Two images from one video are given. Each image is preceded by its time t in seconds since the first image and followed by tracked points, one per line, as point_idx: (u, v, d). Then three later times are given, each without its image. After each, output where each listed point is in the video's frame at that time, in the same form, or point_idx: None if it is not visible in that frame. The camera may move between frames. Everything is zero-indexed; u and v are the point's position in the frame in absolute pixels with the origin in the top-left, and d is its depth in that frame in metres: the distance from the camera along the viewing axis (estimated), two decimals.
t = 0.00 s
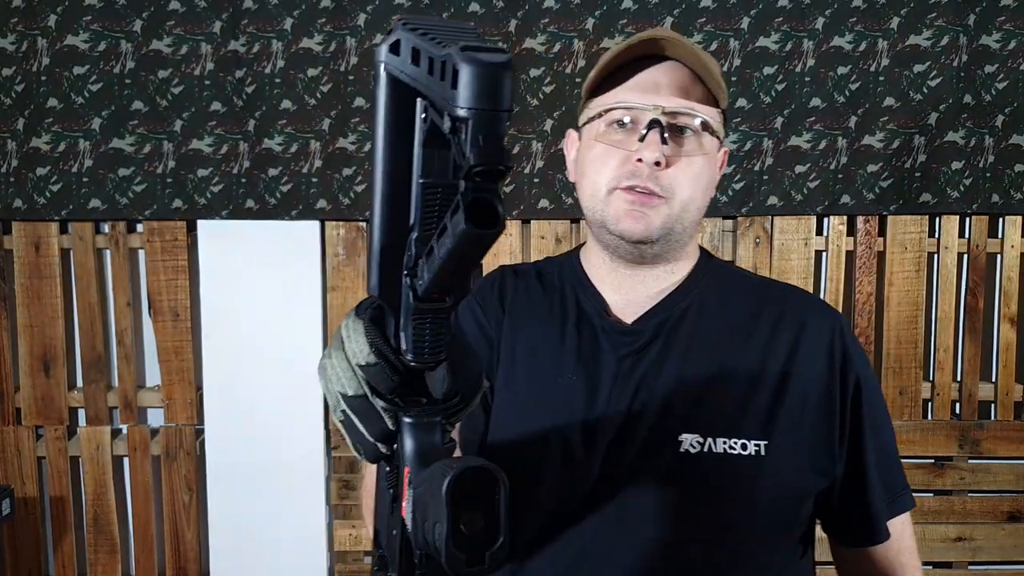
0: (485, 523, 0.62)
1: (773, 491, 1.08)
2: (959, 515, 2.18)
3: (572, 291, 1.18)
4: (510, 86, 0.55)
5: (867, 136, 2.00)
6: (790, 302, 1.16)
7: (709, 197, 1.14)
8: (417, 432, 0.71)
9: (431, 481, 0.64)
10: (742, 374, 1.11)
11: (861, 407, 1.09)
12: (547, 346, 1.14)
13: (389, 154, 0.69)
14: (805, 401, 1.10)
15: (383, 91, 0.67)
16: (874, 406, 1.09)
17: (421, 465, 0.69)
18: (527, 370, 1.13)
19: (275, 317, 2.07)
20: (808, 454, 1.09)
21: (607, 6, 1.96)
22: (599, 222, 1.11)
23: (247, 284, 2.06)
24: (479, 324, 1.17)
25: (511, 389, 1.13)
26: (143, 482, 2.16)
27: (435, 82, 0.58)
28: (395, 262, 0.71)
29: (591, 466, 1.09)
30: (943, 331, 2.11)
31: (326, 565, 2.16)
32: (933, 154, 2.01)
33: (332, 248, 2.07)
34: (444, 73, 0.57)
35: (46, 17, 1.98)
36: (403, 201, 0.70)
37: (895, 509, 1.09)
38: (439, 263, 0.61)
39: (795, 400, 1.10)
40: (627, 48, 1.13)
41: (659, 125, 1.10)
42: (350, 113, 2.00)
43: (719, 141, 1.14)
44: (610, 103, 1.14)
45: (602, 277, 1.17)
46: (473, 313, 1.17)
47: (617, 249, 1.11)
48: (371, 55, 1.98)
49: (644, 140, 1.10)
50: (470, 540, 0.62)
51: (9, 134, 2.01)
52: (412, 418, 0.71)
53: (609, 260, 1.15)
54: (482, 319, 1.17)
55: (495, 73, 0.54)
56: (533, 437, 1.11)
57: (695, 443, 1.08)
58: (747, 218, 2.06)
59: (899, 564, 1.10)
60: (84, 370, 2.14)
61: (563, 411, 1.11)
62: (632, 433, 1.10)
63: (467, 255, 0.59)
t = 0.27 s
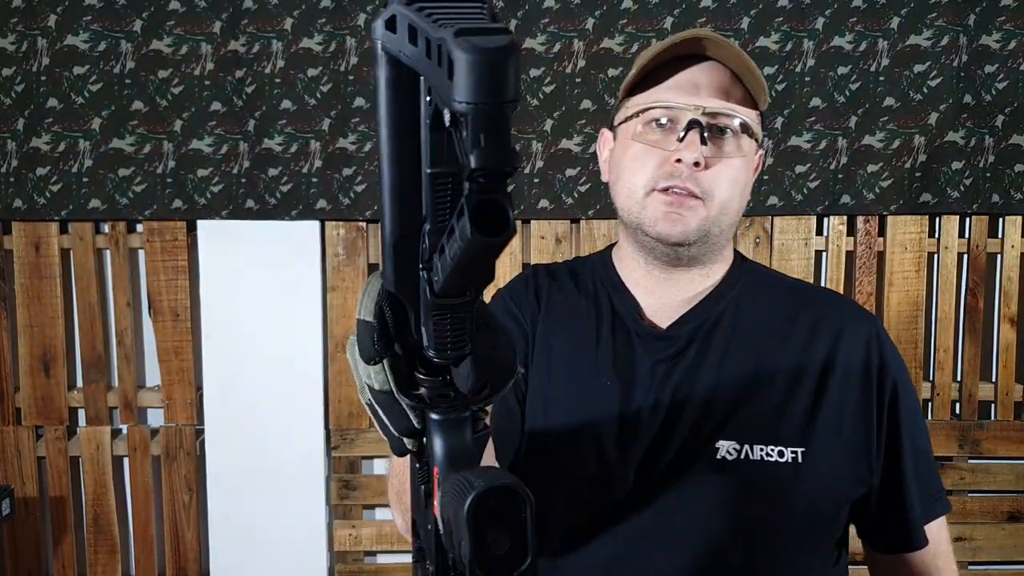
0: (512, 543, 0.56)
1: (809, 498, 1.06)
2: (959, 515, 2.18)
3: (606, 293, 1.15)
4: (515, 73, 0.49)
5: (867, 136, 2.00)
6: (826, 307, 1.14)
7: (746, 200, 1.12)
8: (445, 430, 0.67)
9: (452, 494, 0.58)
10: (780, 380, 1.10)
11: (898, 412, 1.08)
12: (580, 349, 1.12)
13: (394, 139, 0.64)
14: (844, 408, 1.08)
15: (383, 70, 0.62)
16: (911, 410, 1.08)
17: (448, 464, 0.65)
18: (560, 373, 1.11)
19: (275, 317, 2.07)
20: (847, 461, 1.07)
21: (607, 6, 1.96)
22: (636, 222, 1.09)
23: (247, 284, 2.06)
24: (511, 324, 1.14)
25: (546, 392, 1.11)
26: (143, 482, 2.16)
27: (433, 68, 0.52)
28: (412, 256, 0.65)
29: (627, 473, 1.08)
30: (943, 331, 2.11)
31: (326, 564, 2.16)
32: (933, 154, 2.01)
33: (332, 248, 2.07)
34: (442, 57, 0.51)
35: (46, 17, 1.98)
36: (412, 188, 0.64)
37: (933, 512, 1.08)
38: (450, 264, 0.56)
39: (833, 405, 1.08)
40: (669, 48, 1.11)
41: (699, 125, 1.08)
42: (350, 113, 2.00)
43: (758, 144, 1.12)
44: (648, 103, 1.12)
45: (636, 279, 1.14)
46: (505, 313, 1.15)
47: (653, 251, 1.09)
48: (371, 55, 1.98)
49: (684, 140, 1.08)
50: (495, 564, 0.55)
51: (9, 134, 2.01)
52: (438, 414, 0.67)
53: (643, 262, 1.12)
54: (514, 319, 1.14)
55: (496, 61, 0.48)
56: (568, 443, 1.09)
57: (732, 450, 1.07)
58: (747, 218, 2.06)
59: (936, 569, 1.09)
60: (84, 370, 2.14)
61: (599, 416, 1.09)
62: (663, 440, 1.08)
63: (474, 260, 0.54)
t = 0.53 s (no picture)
0: (543, 543, 0.56)
1: (831, 500, 1.06)
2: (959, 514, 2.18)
3: (625, 293, 1.15)
4: (548, 67, 0.50)
5: (867, 136, 2.00)
6: (846, 308, 1.14)
7: (765, 199, 1.12)
8: (472, 425, 0.67)
9: (481, 495, 0.58)
10: (800, 382, 1.09)
11: (919, 414, 1.09)
12: (601, 349, 1.11)
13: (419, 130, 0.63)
14: (865, 409, 1.08)
15: (407, 58, 0.61)
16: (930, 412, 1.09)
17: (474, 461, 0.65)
18: (581, 373, 1.11)
19: (275, 317, 2.07)
20: (869, 461, 1.07)
21: (607, 6, 1.96)
22: (655, 220, 1.08)
23: (247, 284, 2.06)
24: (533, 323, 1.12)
25: (567, 394, 1.10)
26: (143, 482, 2.16)
27: (462, 59, 0.52)
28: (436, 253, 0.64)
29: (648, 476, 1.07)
30: (943, 331, 2.11)
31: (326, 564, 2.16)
32: (933, 154, 2.01)
33: (332, 248, 2.07)
34: (471, 50, 0.51)
35: (46, 17, 1.98)
36: (438, 182, 0.63)
37: (950, 514, 1.09)
38: (479, 262, 0.57)
39: (854, 407, 1.08)
40: (690, 47, 1.11)
41: (719, 124, 1.08)
42: (350, 113, 2.00)
43: (777, 143, 1.13)
44: (667, 102, 1.11)
45: (656, 280, 1.14)
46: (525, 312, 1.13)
47: (672, 249, 1.08)
48: (371, 55, 1.98)
49: (704, 138, 1.08)
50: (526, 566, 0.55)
51: (8, 134, 2.01)
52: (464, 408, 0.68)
53: (662, 262, 1.12)
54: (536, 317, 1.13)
55: (529, 57, 0.48)
56: (590, 445, 1.08)
57: (756, 453, 1.07)
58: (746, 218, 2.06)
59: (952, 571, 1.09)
60: (84, 370, 2.13)
61: (621, 417, 1.08)
62: (686, 442, 1.08)
63: (503, 259, 0.55)
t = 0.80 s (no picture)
0: (553, 537, 0.56)
1: (835, 501, 1.06)
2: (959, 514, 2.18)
3: (629, 293, 1.15)
4: (564, 58, 0.50)
5: (867, 136, 2.00)
6: (849, 307, 1.14)
7: (770, 198, 1.13)
8: (479, 422, 0.67)
9: (493, 487, 0.58)
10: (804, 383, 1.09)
11: (921, 414, 1.09)
12: (605, 348, 1.11)
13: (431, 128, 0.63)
14: (869, 409, 1.08)
15: (420, 56, 0.62)
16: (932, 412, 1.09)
17: (482, 456, 0.65)
18: (585, 372, 1.11)
19: (275, 317, 2.07)
20: (873, 461, 1.07)
21: (607, 6, 1.96)
22: (660, 220, 1.08)
23: (246, 284, 2.06)
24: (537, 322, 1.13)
25: (570, 394, 1.10)
26: (143, 482, 2.16)
27: (478, 52, 0.53)
28: (447, 248, 0.64)
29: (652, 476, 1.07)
30: (943, 331, 2.11)
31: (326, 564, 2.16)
32: (933, 154, 2.01)
33: (332, 248, 2.07)
34: (487, 41, 0.51)
35: (46, 17, 1.98)
36: (450, 178, 0.64)
37: (952, 515, 1.09)
38: (492, 255, 0.56)
39: (858, 406, 1.08)
40: (697, 43, 1.11)
41: (726, 121, 1.08)
42: (350, 113, 2.00)
43: (782, 141, 1.13)
44: (672, 98, 1.11)
45: (659, 280, 1.14)
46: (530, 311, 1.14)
47: (677, 248, 1.08)
48: (371, 55, 1.98)
49: (710, 135, 1.08)
50: (538, 559, 0.55)
51: (8, 134, 2.01)
52: (472, 405, 0.68)
53: (665, 262, 1.12)
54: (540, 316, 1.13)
55: (545, 46, 0.49)
56: (594, 446, 1.08)
57: (761, 454, 1.07)
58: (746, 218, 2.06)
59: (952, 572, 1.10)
60: (84, 370, 2.13)
61: (625, 417, 1.08)
62: (690, 442, 1.08)
63: (517, 251, 0.54)
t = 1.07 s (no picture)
0: (557, 534, 0.56)
1: (835, 500, 1.06)
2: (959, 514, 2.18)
3: (628, 292, 1.15)
4: (577, 59, 0.50)
5: (867, 136, 2.00)
6: (849, 308, 1.14)
7: (773, 199, 1.13)
8: (480, 420, 0.67)
9: (497, 482, 0.58)
10: (803, 383, 1.09)
11: (921, 414, 1.09)
12: (605, 348, 1.11)
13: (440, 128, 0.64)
14: (869, 409, 1.08)
15: (432, 57, 0.62)
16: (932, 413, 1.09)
17: (485, 454, 0.65)
18: (586, 372, 1.11)
19: (275, 316, 2.07)
20: (872, 461, 1.08)
21: (607, 6, 1.96)
22: (663, 216, 1.08)
23: (246, 284, 2.06)
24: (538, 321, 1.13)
25: (569, 393, 1.10)
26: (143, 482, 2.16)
27: (491, 54, 0.53)
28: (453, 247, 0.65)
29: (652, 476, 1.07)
30: (944, 331, 2.11)
31: (326, 565, 2.16)
32: (933, 154, 2.01)
33: (332, 248, 2.07)
34: (500, 42, 0.52)
35: (46, 17, 1.98)
36: (458, 177, 0.64)
37: (951, 516, 1.09)
38: (499, 255, 0.56)
39: (858, 406, 1.08)
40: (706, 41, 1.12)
41: (733, 118, 1.08)
42: (350, 113, 2.00)
43: (787, 142, 1.13)
44: (680, 95, 1.12)
45: (661, 278, 1.13)
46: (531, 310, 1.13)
47: (680, 246, 1.08)
48: (371, 55, 1.98)
49: (717, 132, 1.08)
50: (540, 555, 0.56)
51: (8, 134, 2.01)
52: (475, 402, 0.68)
53: (666, 261, 1.12)
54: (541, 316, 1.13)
55: (559, 48, 0.49)
56: (594, 446, 1.08)
57: (760, 454, 1.07)
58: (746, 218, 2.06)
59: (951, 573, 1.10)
60: (83, 370, 2.13)
61: (625, 417, 1.08)
62: (690, 443, 1.08)
63: (525, 250, 0.54)
